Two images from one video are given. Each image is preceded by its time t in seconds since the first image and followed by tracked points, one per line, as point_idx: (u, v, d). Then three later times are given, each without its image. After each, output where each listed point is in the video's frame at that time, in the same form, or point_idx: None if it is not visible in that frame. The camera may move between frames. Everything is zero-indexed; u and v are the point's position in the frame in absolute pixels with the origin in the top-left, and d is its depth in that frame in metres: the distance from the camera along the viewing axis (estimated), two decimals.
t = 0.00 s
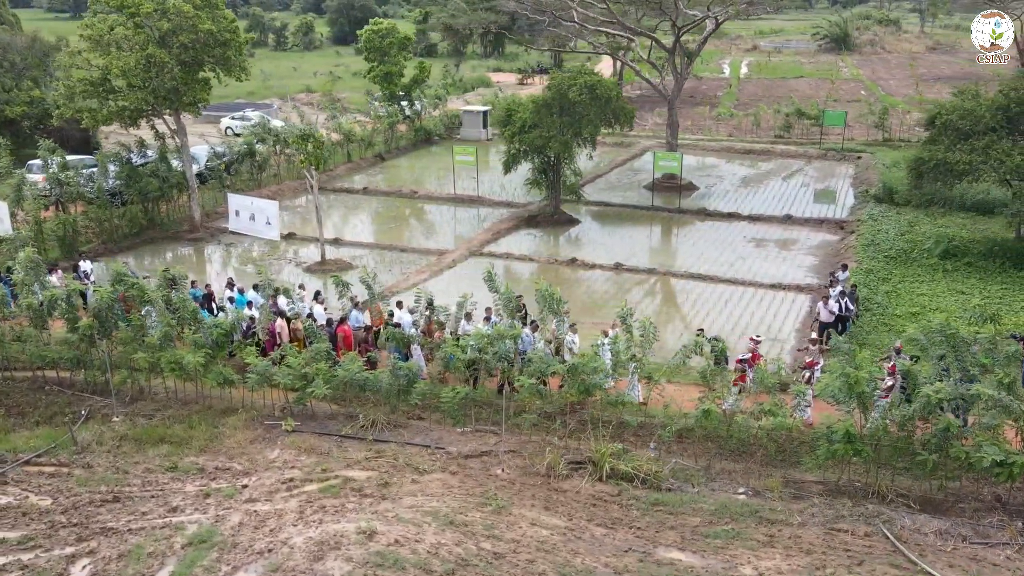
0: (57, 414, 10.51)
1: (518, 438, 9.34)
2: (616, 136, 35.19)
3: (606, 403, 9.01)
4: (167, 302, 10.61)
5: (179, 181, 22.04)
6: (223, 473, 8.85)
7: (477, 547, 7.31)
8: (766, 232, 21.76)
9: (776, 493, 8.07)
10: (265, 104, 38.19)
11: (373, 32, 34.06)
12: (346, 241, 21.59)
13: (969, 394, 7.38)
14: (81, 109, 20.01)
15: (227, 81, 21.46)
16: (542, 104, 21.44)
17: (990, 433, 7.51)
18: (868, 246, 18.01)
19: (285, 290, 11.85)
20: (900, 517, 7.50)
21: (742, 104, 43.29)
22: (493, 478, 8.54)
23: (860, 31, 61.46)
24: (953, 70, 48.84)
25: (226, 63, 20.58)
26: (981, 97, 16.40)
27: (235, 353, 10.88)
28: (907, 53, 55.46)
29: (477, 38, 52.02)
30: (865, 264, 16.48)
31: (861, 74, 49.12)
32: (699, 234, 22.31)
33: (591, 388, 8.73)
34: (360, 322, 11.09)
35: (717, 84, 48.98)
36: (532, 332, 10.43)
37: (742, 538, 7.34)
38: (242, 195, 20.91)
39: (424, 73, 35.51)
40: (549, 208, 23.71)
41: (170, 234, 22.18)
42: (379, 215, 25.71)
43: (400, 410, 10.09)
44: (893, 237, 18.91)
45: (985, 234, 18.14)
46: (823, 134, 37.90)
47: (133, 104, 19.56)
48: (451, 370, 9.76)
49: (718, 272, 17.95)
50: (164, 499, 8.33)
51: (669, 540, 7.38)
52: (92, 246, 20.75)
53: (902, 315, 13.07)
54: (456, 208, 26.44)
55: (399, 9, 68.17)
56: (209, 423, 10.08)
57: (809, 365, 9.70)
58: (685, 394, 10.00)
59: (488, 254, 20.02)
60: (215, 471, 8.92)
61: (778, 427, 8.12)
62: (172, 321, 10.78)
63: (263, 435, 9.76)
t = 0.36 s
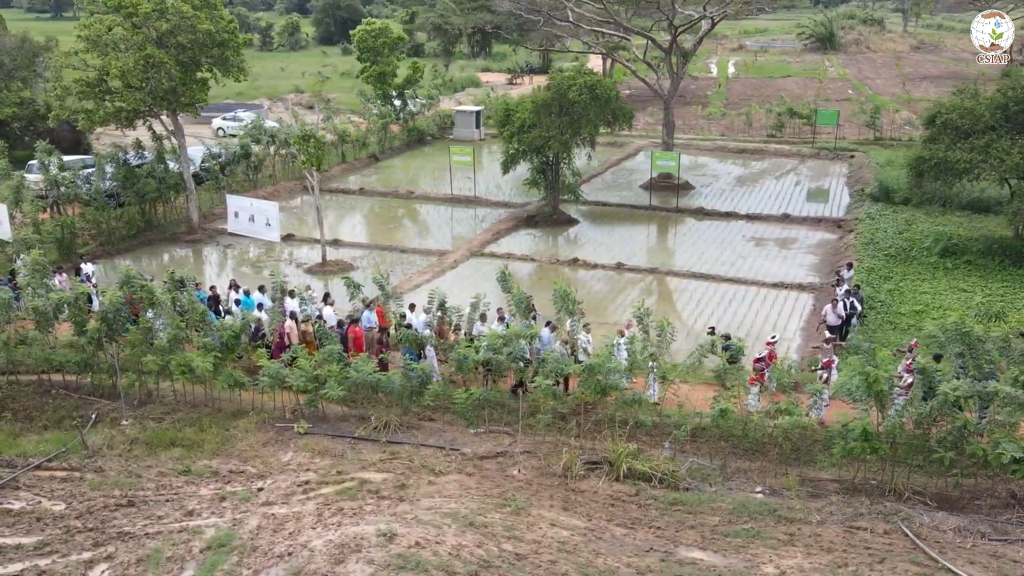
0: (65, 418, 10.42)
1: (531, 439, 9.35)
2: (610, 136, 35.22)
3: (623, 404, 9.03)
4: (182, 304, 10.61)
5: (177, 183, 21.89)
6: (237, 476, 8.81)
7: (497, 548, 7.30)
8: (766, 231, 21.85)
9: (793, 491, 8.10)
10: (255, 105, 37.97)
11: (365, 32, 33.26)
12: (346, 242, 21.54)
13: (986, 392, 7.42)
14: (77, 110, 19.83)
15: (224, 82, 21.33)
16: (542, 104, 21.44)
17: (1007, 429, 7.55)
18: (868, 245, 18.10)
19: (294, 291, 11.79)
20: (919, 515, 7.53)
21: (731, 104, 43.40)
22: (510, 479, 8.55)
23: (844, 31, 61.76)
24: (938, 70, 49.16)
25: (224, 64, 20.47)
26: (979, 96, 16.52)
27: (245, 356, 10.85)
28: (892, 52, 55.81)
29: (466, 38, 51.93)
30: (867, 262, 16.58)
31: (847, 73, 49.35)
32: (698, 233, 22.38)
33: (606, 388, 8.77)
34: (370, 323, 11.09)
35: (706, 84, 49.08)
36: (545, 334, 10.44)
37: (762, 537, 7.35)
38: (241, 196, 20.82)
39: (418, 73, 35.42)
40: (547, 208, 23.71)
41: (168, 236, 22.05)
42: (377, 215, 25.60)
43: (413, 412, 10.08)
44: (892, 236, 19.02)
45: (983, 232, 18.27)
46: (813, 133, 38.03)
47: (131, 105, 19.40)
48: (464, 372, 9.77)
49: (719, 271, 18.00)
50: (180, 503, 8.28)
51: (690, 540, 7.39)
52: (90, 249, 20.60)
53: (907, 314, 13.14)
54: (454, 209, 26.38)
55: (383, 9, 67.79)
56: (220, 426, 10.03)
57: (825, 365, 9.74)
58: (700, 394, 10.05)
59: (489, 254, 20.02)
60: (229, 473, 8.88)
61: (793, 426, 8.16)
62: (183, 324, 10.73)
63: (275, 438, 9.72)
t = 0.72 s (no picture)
0: (69, 422, 10.32)
1: (542, 440, 9.36)
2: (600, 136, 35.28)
3: (635, 404, 9.06)
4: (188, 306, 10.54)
5: (170, 185, 21.72)
6: (249, 480, 8.76)
7: (515, 549, 7.29)
8: (760, 230, 21.97)
9: (806, 489, 8.14)
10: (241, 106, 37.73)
11: (354, 32, 34.01)
12: (342, 243, 21.46)
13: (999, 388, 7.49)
14: (69, 111, 19.63)
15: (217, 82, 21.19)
16: (538, 104, 21.46)
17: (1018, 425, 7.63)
18: (863, 243, 18.23)
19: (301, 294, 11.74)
20: (934, 511, 7.59)
21: (717, 104, 43.59)
22: (523, 479, 8.55)
23: (824, 31, 62.19)
24: (918, 69, 49.60)
25: (218, 65, 20.35)
26: (973, 95, 16.69)
27: (251, 358, 10.81)
28: (871, 51, 56.28)
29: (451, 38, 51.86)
30: (864, 261, 16.71)
31: (829, 72, 49.69)
32: (693, 232, 22.46)
33: (619, 388, 8.83)
34: (378, 325, 11.08)
35: (690, 83, 49.26)
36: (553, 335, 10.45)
37: (778, 534, 7.38)
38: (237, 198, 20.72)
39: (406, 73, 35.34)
40: (542, 208, 23.72)
41: (161, 238, 21.87)
42: (370, 216, 25.50)
43: (422, 413, 10.05)
44: (886, 234, 19.17)
45: (976, 229, 18.44)
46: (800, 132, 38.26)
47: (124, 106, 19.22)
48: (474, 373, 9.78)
49: (717, 270, 18.09)
50: (192, 507, 8.22)
51: (707, 538, 7.41)
52: (82, 251, 20.41)
53: (907, 312, 13.25)
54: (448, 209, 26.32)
55: (363, 8, 67.41)
56: (227, 429, 9.97)
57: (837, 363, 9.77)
58: (710, 392, 10.11)
59: (486, 254, 20.01)
60: (241, 477, 8.83)
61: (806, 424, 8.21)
62: (189, 327, 10.65)
63: (284, 441, 9.68)
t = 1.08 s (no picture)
0: (60, 429, 10.17)
1: (542, 440, 9.38)
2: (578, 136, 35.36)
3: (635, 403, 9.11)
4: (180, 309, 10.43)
5: (149, 187, 21.43)
6: (249, 485, 8.68)
7: (522, 550, 7.30)
8: (742, 227, 22.20)
9: (806, 485, 8.24)
10: (214, 107, 37.29)
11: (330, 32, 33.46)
12: (325, 244, 21.32)
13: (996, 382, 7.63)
14: (46, 113, 19.29)
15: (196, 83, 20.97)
16: (521, 103, 21.51)
17: (1014, 418, 7.78)
18: (845, 240, 18.45)
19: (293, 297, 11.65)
20: (934, 505, 7.72)
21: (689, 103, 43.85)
22: (526, 480, 8.57)
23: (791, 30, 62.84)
24: (884, 67, 50.33)
25: (198, 65, 20.15)
26: (951, 94, 17.01)
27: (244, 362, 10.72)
28: (838, 50, 56.97)
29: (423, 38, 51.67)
30: (848, 258, 16.94)
31: (798, 71, 50.21)
32: (674, 231, 22.61)
33: (621, 387, 8.88)
34: (374, 327, 11.12)
35: (662, 83, 49.49)
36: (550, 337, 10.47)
37: (783, 530, 7.45)
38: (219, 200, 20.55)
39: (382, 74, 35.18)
40: (525, 207, 23.74)
41: (140, 241, 21.58)
42: (352, 217, 25.35)
43: (420, 415, 10.03)
44: (867, 231, 19.44)
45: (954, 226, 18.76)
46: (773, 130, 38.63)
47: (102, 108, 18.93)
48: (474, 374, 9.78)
49: (702, 268, 18.23)
50: (193, 513, 8.13)
51: (712, 535, 7.46)
52: (60, 255, 20.07)
53: (893, 308, 13.45)
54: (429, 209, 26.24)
55: (332, 9, 66.88)
56: (223, 434, 9.88)
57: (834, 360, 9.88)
58: (707, 391, 10.21)
59: (471, 255, 19.98)
60: (240, 482, 8.75)
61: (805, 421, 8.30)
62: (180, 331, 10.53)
63: (281, 444, 9.61)
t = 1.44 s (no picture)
0: (51, 436, 10.02)
1: (541, 440, 9.39)
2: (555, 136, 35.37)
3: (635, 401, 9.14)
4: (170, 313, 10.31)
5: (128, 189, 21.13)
6: (248, 489, 8.61)
7: (528, 550, 7.29)
8: (724, 226, 22.37)
9: (805, 480, 8.33)
10: (187, 108, 36.79)
11: (307, 32, 33.13)
12: (309, 246, 21.17)
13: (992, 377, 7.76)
14: (22, 114, 18.94)
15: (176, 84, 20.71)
16: (505, 103, 21.50)
17: (1009, 411, 7.92)
18: (828, 237, 18.65)
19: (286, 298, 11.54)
20: (933, 499, 7.84)
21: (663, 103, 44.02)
22: (527, 480, 8.58)
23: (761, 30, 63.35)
24: (852, 66, 51.03)
25: (178, 66, 19.91)
26: (930, 93, 17.29)
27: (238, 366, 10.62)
28: (807, 50, 57.56)
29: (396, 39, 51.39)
30: (832, 255, 17.14)
31: (768, 71, 50.64)
32: (657, 229, 22.72)
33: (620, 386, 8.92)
34: (371, 329, 11.10)
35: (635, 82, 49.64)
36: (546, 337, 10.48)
37: (786, 526, 7.53)
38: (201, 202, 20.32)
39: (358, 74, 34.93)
40: (507, 207, 23.73)
41: (119, 244, 21.28)
42: (332, 218, 25.18)
43: (416, 417, 10.00)
44: (849, 228, 19.67)
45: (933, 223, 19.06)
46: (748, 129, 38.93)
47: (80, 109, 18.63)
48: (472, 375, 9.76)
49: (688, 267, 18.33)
50: (193, 519, 8.04)
51: (716, 532, 7.51)
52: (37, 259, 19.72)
53: (879, 305, 13.63)
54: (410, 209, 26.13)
55: (302, 9, 66.27)
56: (218, 438, 9.78)
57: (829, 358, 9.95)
58: (704, 389, 10.30)
59: (457, 255, 19.93)
60: (239, 487, 8.67)
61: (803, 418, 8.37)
62: (171, 335, 10.40)
63: (278, 448, 9.53)
